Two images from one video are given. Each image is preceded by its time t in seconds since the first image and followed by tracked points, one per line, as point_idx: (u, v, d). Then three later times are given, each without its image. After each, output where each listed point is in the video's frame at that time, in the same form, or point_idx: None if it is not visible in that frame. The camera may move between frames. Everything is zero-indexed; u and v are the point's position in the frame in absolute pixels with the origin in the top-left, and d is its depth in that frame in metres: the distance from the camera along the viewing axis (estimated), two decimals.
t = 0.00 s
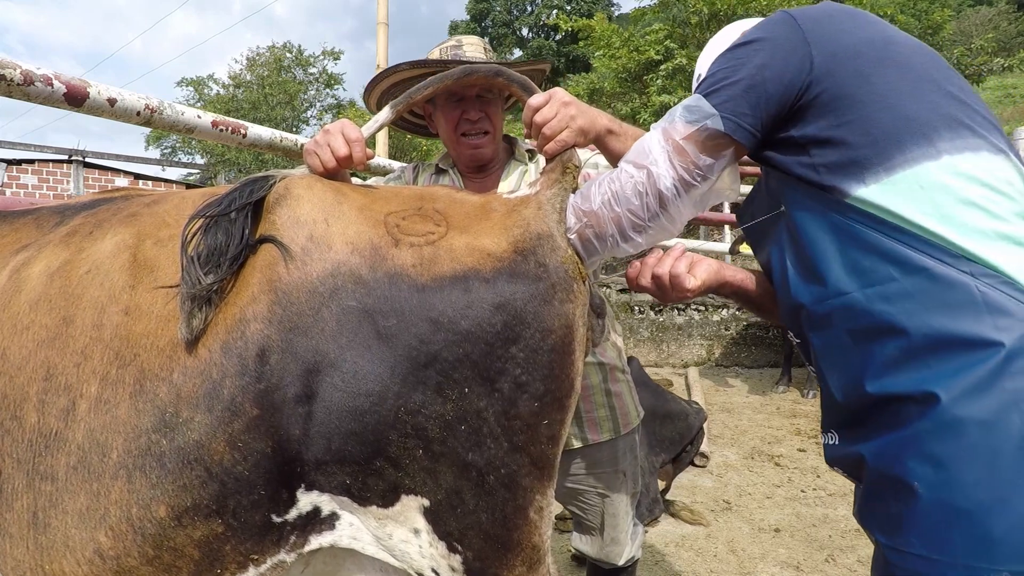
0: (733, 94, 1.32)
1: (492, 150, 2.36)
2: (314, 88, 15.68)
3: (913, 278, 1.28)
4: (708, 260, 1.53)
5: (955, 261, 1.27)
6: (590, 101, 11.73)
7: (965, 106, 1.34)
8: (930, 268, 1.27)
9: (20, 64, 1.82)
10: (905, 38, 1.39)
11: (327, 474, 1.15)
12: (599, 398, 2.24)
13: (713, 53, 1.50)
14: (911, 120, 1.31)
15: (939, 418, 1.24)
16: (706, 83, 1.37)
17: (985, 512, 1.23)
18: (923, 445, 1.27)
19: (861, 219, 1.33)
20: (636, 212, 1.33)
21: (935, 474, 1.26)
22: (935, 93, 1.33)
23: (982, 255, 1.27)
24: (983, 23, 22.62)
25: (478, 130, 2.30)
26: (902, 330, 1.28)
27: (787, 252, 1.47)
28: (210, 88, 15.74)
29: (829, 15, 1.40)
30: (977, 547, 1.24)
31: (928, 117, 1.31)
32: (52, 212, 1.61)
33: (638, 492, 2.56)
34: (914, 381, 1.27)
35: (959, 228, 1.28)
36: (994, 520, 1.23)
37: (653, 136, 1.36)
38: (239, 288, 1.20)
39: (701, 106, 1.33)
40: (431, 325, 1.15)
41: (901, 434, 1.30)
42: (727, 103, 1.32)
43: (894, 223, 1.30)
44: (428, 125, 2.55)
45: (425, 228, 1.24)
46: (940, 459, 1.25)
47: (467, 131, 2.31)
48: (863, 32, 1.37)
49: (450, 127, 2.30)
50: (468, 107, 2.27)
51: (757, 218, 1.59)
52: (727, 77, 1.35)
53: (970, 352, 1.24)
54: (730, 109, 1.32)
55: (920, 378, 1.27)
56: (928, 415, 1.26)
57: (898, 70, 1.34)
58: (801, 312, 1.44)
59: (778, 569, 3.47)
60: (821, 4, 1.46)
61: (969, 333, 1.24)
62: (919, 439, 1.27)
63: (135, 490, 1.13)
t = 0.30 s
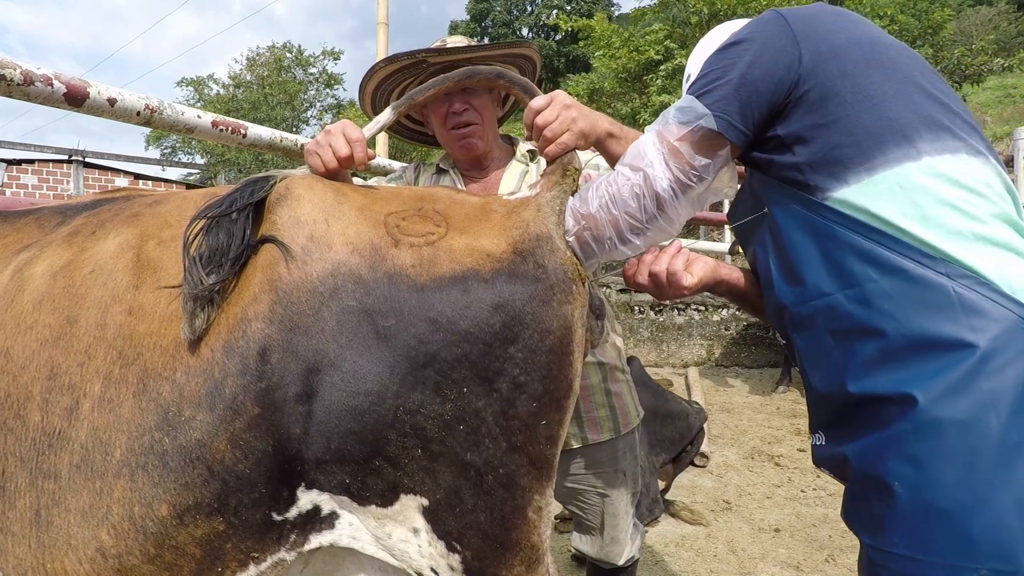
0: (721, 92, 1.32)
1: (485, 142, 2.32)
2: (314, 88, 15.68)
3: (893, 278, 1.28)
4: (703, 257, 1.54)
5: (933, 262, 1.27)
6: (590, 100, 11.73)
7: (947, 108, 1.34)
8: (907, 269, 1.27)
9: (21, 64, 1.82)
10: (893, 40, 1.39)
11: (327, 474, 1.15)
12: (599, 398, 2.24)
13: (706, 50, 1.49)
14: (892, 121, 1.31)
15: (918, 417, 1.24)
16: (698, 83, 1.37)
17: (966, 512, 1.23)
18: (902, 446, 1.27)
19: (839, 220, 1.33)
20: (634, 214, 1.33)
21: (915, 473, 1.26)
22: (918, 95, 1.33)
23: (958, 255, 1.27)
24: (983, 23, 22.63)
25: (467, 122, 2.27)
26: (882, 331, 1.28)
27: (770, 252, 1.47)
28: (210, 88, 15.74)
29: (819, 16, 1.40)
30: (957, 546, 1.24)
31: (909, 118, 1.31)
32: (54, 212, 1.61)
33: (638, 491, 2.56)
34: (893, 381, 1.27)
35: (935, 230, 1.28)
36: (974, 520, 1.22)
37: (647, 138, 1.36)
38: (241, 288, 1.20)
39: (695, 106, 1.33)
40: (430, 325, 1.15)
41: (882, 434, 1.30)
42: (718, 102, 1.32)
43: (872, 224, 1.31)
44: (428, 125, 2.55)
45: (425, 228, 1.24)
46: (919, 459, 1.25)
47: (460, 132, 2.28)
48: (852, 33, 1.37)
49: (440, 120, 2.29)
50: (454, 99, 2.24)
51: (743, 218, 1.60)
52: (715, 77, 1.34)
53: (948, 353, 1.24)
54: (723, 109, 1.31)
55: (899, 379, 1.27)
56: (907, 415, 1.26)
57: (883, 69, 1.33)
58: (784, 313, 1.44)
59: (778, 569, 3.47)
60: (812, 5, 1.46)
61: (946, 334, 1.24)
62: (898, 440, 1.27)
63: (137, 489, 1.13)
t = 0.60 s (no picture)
0: (712, 91, 1.33)
1: (484, 142, 2.33)
2: (314, 88, 15.69)
3: (873, 279, 1.28)
4: (700, 258, 1.54)
5: (910, 263, 1.27)
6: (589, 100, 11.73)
7: (932, 113, 1.33)
8: (885, 270, 1.27)
9: (21, 64, 1.82)
10: (883, 44, 1.39)
11: (326, 473, 1.15)
12: (599, 398, 2.24)
13: (700, 50, 1.49)
14: (875, 122, 1.30)
15: (895, 417, 1.24)
16: (692, 83, 1.37)
17: (942, 510, 1.22)
18: (880, 445, 1.27)
19: (823, 221, 1.33)
20: (632, 215, 1.32)
21: (892, 471, 1.26)
22: (903, 99, 1.33)
23: (935, 258, 1.26)
24: (983, 23, 22.62)
25: (465, 122, 2.27)
26: (861, 331, 1.29)
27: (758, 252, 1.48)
28: (209, 88, 15.74)
29: (811, 18, 1.40)
30: (932, 544, 1.23)
31: (892, 120, 1.30)
32: (55, 212, 1.61)
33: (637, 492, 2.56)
34: (872, 381, 1.28)
35: (912, 232, 1.28)
36: (950, 519, 1.22)
37: (644, 139, 1.36)
38: (243, 290, 1.20)
39: (689, 108, 1.34)
40: (428, 325, 1.15)
41: (861, 433, 1.30)
42: (712, 102, 1.32)
43: (852, 224, 1.31)
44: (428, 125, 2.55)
45: (424, 229, 1.24)
46: (896, 458, 1.25)
47: (461, 134, 2.29)
48: (842, 35, 1.37)
49: (439, 120, 2.30)
50: (451, 100, 2.25)
51: (733, 219, 1.60)
52: (707, 76, 1.35)
53: (925, 352, 1.24)
54: (717, 108, 1.32)
55: (878, 378, 1.27)
56: (884, 415, 1.26)
57: (871, 72, 1.33)
58: (771, 312, 1.45)
59: (779, 569, 3.47)
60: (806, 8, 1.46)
61: (922, 334, 1.24)
62: (876, 439, 1.27)
63: (138, 488, 1.13)
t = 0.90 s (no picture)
0: (702, 89, 1.34)
1: (483, 142, 2.33)
2: (314, 88, 15.69)
3: (852, 280, 1.29)
4: (696, 257, 1.55)
5: (889, 265, 1.27)
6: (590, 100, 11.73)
7: (917, 116, 1.34)
8: (864, 271, 1.28)
9: (20, 64, 1.82)
10: (874, 47, 1.39)
11: (323, 473, 1.15)
12: (599, 398, 2.25)
13: (694, 49, 1.50)
14: (859, 123, 1.31)
15: (873, 417, 1.26)
16: (684, 83, 1.38)
17: (917, 509, 1.24)
18: (858, 444, 1.28)
19: (805, 223, 1.33)
20: (628, 215, 1.32)
21: (869, 470, 1.27)
22: (889, 101, 1.33)
23: (913, 259, 1.27)
24: (984, 23, 22.61)
25: (465, 122, 2.27)
26: (840, 332, 1.30)
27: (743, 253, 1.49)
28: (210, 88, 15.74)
29: (803, 19, 1.41)
30: (908, 541, 1.25)
31: (876, 122, 1.31)
32: (54, 212, 1.61)
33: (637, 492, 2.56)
34: (851, 381, 1.29)
35: (889, 234, 1.28)
36: (925, 518, 1.23)
37: (640, 139, 1.36)
38: (241, 291, 1.20)
39: (683, 107, 1.34)
40: (425, 325, 1.16)
41: (841, 432, 1.31)
42: (703, 101, 1.33)
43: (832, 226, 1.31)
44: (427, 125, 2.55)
45: (422, 229, 1.24)
46: (873, 456, 1.26)
47: (461, 134, 2.29)
48: (832, 37, 1.37)
49: (438, 118, 2.29)
50: (452, 100, 2.24)
51: (723, 219, 1.61)
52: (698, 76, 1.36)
53: (902, 353, 1.25)
54: (710, 107, 1.32)
55: (857, 379, 1.28)
56: (863, 415, 1.27)
57: (858, 74, 1.34)
58: (756, 312, 1.47)
59: (778, 569, 3.47)
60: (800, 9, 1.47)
61: (898, 335, 1.25)
62: (855, 438, 1.28)
63: (136, 488, 1.13)
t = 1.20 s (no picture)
0: (694, 87, 1.34)
1: (481, 143, 2.33)
2: (314, 88, 15.69)
3: (833, 282, 1.30)
4: (693, 258, 1.55)
5: (870, 267, 1.27)
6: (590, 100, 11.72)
7: (905, 120, 1.34)
8: (844, 273, 1.29)
9: (20, 64, 1.82)
10: (865, 50, 1.39)
11: (321, 474, 1.15)
12: (598, 398, 2.25)
13: (689, 47, 1.50)
14: (844, 125, 1.31)
15: (853, 418, 1.27)
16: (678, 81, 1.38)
17: (896, 509, 1.24)
18: (839, 444, 1.29)
19: (790, 224, 1.33)
20: (626, 216, 1.32)
21: (849, 470, 1.28)
22: (876, 103, 1.33)
23: (894, 262, 1.27)
24: (984, 23, 22.61)
25: (463, 122, 2.27)
26: (821, 332, 1.31)
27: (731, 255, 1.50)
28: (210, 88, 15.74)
29: (796, 20, 1.40)
30: (887, 541, 1.26)
31: (862, 124, 1.31)
32: (53, 212, 1.61)
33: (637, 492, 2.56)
34: (832, 382, 1.30)
35: (870, 236, 1.29)
36: (904, 518, 1.24)
37: (635, 141, 1.36)
38: (239, 290, 1.20)
39: (676, 106, 1.34)
40: (423, 326, 1.16)
41: (823, 432, 1.32)
42: (693, 99, 1.33)
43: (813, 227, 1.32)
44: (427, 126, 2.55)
45: (420, 230, 1.24)
46: (852, 456, 1.28)
47: (461, 135, 2.29)
48: (824, 38, 1.37)
49: (435, 119, 2.29)
50: (450, 101, 2.25)
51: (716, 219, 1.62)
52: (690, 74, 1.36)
53: (882, 354, 1.26)
54: (699, 104, 1.33)
55: (838, 380, 1.29)
56: (844, 416, 1.28)
57: (847, 75, 1.34)
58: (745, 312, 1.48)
59: (779, 569, 3.47)
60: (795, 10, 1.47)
61: (878, 337, 1.26)
62: (837, 438, 1.29)
63: (133, 489, 1.13)
